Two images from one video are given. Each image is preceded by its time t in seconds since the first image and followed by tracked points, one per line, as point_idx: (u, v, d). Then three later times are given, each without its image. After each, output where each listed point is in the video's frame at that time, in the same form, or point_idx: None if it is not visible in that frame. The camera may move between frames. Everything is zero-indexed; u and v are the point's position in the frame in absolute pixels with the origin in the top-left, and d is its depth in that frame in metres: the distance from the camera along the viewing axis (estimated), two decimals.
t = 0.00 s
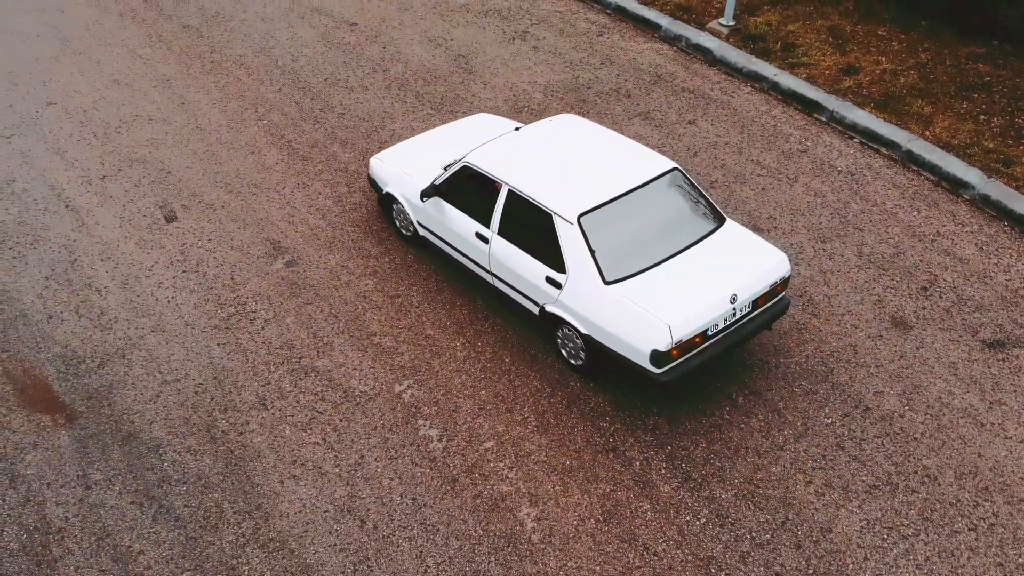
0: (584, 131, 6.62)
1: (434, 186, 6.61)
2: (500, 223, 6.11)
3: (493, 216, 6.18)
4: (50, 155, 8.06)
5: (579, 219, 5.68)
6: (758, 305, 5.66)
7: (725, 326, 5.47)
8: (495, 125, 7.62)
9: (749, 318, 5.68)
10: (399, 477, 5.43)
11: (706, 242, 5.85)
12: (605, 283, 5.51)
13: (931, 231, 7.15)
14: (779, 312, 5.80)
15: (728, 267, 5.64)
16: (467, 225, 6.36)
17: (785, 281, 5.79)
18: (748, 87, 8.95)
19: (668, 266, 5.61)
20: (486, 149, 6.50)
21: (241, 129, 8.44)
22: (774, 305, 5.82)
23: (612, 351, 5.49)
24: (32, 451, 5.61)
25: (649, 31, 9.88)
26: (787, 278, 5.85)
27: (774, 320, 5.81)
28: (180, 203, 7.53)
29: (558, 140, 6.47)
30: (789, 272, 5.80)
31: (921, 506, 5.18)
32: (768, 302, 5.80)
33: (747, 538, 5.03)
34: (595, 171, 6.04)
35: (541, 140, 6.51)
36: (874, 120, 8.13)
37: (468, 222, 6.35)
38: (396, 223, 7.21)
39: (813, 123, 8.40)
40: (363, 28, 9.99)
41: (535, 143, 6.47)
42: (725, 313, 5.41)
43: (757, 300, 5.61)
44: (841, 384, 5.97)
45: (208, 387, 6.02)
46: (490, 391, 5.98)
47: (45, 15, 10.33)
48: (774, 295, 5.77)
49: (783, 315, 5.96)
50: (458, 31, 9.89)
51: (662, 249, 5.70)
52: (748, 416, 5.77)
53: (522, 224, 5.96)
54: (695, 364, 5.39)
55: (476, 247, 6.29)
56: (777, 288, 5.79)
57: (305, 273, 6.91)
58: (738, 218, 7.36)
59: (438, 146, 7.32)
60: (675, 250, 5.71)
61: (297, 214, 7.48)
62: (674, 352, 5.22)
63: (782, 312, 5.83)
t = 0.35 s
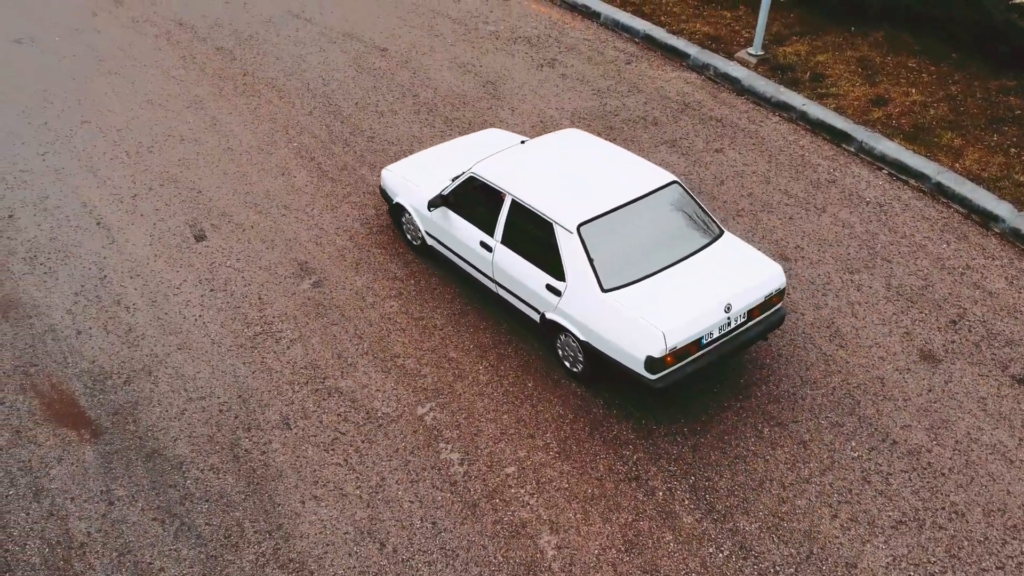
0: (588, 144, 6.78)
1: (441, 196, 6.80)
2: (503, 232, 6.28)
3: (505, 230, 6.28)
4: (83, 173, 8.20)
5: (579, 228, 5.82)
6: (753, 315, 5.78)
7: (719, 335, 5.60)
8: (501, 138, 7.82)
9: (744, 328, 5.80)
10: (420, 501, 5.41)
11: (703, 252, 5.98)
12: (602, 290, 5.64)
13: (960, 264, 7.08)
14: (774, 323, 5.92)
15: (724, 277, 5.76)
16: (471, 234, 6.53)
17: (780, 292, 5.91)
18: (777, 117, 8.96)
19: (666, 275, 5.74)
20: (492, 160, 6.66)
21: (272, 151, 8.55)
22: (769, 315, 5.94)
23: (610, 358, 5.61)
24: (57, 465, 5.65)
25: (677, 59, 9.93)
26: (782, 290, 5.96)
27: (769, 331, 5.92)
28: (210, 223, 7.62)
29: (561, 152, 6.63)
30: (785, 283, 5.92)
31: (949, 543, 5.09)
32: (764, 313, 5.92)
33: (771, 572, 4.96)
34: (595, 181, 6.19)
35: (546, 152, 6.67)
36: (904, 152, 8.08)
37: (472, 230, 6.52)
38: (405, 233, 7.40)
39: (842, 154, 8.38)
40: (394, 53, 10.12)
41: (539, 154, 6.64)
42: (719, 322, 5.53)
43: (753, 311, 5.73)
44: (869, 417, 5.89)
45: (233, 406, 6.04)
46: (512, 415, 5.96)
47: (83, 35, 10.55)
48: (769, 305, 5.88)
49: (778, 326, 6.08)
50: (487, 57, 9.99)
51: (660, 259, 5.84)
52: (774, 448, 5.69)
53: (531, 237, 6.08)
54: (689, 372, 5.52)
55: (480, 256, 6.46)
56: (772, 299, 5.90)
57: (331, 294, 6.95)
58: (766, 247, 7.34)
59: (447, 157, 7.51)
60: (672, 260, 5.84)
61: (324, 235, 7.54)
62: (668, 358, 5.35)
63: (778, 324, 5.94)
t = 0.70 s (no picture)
0: (594, 160, 7.01)
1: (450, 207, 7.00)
2: (509, 243, 6.47)
3: (512, 243, 6.46)
4: (117, 192, 8.34)
5: (581, 240, 6.04)
6: (749, 327, 5.96)
7: (715, 346, 5.78)
8: (513, 153, 8.01)
9: (741, 341, 5.97)
10: (441, 526, 5.40)
11: (701, 266, 6.18)
12: (601, 300, 5.85)
13: (990, 299, 7.01)
14: (770, 336, 6.09)
15: (722, 291, 5.96)
16: (479, 244, 6.72)
17: (776, 306, 6.08)
18: (806, 148, 8.97)
19: (664, 287, 5.95)
20: (500, 173, 6.89)
21: (303, 174, 8.66)
22: (765, 328, 6.11)
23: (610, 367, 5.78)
24: (82, 481, 5.69)
25: (707, 89, 9.97)
26: (779, 304, 6.14)
27: (765, 344, 6.09)
28: (240, 244, 7.71)
29: (567, 168, 6.87)
30: (781, 298, 6.09)
31: None
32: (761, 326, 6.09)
33: None
34: (599, 196, 6.42)
35: (552, 167, 6.90)
36: (935, 185, 8.05)
37: (479, 241, 6.73)
38: (416, 245, 7.60)
39: (871, 185, 8.36)
40: (425, 80, 10.25)
41: (546, 170, 6.87)
42: (715, 333, 5.72)
43: (749, 323, 5.91)
44: (897, 452, 5.81)
45: (257, 426, 6.07)
46: (535, 441, 5.93)
47: (121, 57, 10.78)
48: (765, 319, 6.06)
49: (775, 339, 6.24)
50: (517, 85, 10.09)
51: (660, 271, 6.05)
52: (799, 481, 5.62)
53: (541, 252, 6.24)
54: (686, 381, 5.69)
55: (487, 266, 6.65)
56: (768, 312, 6.08)
57: (358, 316, 7.00)
58: (794, 277, 7.31)
59: (460, 171, 7.73)
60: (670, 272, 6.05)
61: (352, 258, 7.61)
62: (664, 367, 5.54)
63: (774, 337, 6.11)
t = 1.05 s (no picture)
0: (600, 177, 7.20)
1: (459, 220, 7.20)
2: (516, 254, 6.64)
3: (520, 254, 6.61)
4: (148, 212, 8.48)
5: (584, 251, 6.20)
6: (748, 340, 6.07)
7: (713, 357, 5.90)
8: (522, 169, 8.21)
9: (739, 352, 6.08)
10: (461, 552, 5.37)
11: (701, 279, 6.31)
12: (602, 310, 5.99)
13: (1020, 335, 6.92)
14: (768, 350, 6.20)
15: (720, 303, 6.08)
16: (486, 256, 6.91)
17: (775, 320, 6.20)
18: (834, 179, 8.95)
19: (664, 299, 6.09)
20: (508, 188, 7.09)
21: (331, 198, 8.77)
22: (764, 342, 6.22)
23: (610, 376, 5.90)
24: (105, 498, 5.72)
25: (735, 119, 10.00)
26: (777, 318, 6.25)
27: (764, 357, 6.20)
28: (268, 266, 7.80)
29: (573, 184, 7.06)
30: (780, 312, 6.21)
31: None
32: (759, 339, 6.20)
33: None
34: (602, 211, 6.60)
35: (559, 183, 7.10)
36: (964, 220, 7.98)
37: (485, 252, 6.91)
38: (427, 257, 7.81)
39: (899, 218, 8.31)
40: (453, 107, 10.37)
41: (552, 185, 7.06)
42: (713, 344, 5.84)
43: (747, 335, 6.02)
44: (923, 488, 5.72)
45: (280, 447, 6.08)
46: (556, 469, 5.90)
47: (156, 80, 11.01)
48: (764, 332, 6.18)
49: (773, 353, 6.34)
50: (544, 113, 10.18)
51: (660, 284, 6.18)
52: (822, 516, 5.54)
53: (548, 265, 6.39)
54: (683, 390, 5.81)
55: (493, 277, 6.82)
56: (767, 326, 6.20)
57: (382, 339, 7.03)
58: (820, 309, 7.26)
59: (472, 186, 7.94)
60: (670, 284, 6.19)
61: (378, 281, 7.67)
62: (661, 375, 5.66)
63: (772, 351, 6.21)
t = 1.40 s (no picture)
0: (604, 193, 7.43)
1: (467, 234, 7.43)
2: (520, 267, 6.85)
3: (525, 266, 6.83)
4: (175, 234, 8.60)
5: (585, 263, 6.42)
6: (744, 352, 6.23)
7: (709, 368, 6.06)
8: (530, 188, 8.45)
9: (736, 364, 6.24)
10: None
11: (699, 292, 6.50)
12: (601, 320, 6.19)
13: None
14: (766, 362, 6.34)
15: (718, 316, 6.25)
16: (492, 269, 7.12)
17: (771, 333, 6.35)
18: (858, 210, 8.91)
19: (662, 310, 6.27)
20: (514, 203, 7.33)
21: (356, 223, 8.86)
22: (761, 354, 6.37)
23: (609, 386, 6.07)
24: (126, 517, 5.74)
25: (760, 149, 10.01)
26: (774, 331, 6.40)
27: (761, 370, 6.34)
28: (292, 289, 7.88)
29: (578, 200, 7.29)
30: (776, 325, 6.36)
31: None
32: (756, 352, 6.35)
33: None
34: (604, 226, 6.82)
35: (565, 199, 7.32)
36: (990, 253, 7.92)
37: (491, 264, 7.12)
38: (435, 270, 8.01)
39: (924, 250, 8.26)
40: (478, 134, 10.48)
41: (557, 200, 7.29)
42: (709, 355, 6.01)
43: (743, 348, 6.18)
44: (948, 523, 5.62)
45: (300, 469, 6.09)
46: (575, 497, 5.86)
47: (186, 105, 11.22)
48: (761, 345, 6.33)
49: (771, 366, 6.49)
50: (568, 142, 10.25)
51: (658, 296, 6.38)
52: (845, 552, 5.45)
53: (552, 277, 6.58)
54: (679, 400, 5.97)
55: (498, 289, 7.02)
56: (764, 338, 6.35)
57: (403, 363, 7.05)
58: (844, 341, 7.20)
59: (481, 202, 8.17)
60: (669, 296, 6.38)
61: (400, 305, 7.71)
62: (657, 384, 5.84)
63: (769, 363, 6.36)
